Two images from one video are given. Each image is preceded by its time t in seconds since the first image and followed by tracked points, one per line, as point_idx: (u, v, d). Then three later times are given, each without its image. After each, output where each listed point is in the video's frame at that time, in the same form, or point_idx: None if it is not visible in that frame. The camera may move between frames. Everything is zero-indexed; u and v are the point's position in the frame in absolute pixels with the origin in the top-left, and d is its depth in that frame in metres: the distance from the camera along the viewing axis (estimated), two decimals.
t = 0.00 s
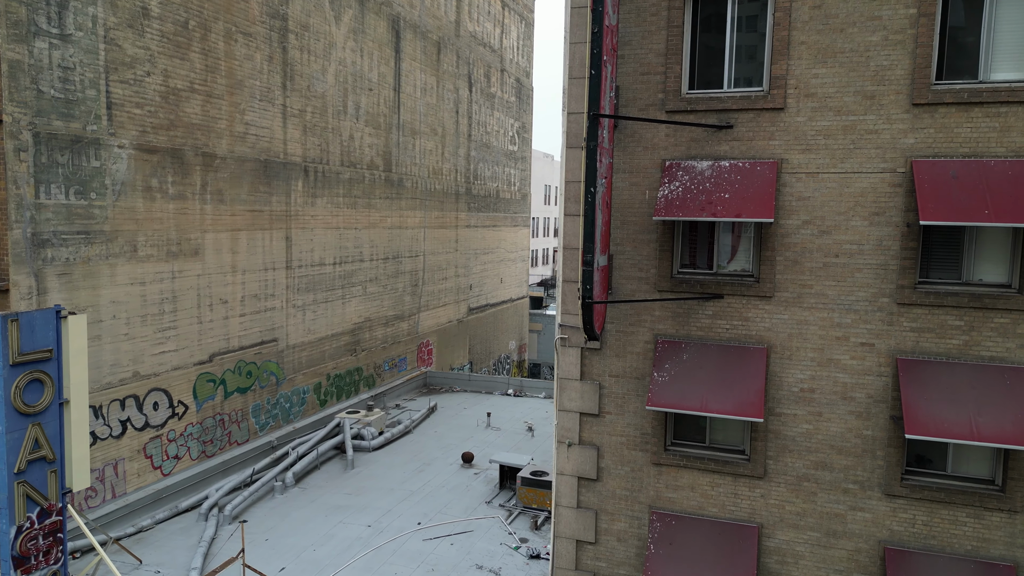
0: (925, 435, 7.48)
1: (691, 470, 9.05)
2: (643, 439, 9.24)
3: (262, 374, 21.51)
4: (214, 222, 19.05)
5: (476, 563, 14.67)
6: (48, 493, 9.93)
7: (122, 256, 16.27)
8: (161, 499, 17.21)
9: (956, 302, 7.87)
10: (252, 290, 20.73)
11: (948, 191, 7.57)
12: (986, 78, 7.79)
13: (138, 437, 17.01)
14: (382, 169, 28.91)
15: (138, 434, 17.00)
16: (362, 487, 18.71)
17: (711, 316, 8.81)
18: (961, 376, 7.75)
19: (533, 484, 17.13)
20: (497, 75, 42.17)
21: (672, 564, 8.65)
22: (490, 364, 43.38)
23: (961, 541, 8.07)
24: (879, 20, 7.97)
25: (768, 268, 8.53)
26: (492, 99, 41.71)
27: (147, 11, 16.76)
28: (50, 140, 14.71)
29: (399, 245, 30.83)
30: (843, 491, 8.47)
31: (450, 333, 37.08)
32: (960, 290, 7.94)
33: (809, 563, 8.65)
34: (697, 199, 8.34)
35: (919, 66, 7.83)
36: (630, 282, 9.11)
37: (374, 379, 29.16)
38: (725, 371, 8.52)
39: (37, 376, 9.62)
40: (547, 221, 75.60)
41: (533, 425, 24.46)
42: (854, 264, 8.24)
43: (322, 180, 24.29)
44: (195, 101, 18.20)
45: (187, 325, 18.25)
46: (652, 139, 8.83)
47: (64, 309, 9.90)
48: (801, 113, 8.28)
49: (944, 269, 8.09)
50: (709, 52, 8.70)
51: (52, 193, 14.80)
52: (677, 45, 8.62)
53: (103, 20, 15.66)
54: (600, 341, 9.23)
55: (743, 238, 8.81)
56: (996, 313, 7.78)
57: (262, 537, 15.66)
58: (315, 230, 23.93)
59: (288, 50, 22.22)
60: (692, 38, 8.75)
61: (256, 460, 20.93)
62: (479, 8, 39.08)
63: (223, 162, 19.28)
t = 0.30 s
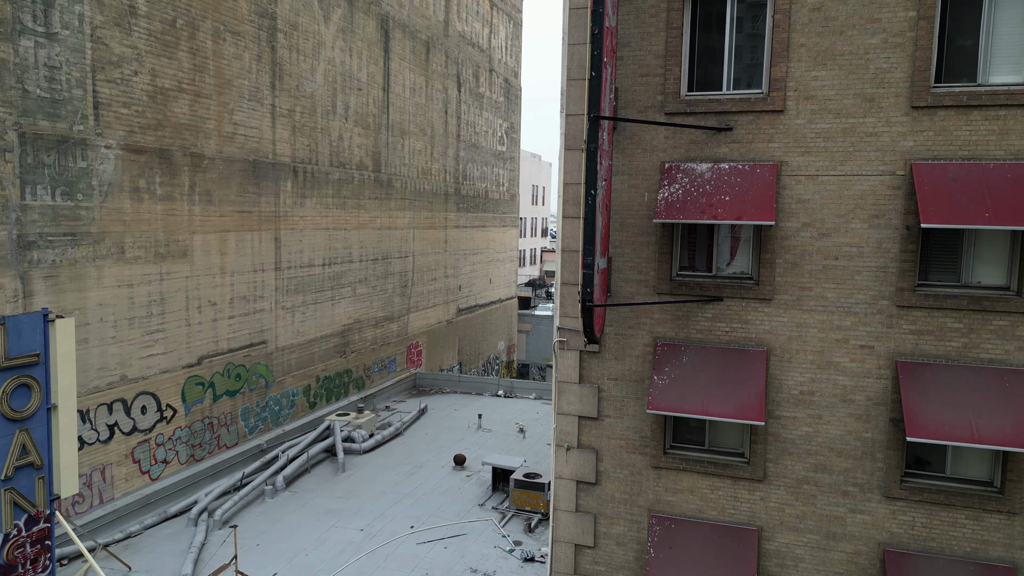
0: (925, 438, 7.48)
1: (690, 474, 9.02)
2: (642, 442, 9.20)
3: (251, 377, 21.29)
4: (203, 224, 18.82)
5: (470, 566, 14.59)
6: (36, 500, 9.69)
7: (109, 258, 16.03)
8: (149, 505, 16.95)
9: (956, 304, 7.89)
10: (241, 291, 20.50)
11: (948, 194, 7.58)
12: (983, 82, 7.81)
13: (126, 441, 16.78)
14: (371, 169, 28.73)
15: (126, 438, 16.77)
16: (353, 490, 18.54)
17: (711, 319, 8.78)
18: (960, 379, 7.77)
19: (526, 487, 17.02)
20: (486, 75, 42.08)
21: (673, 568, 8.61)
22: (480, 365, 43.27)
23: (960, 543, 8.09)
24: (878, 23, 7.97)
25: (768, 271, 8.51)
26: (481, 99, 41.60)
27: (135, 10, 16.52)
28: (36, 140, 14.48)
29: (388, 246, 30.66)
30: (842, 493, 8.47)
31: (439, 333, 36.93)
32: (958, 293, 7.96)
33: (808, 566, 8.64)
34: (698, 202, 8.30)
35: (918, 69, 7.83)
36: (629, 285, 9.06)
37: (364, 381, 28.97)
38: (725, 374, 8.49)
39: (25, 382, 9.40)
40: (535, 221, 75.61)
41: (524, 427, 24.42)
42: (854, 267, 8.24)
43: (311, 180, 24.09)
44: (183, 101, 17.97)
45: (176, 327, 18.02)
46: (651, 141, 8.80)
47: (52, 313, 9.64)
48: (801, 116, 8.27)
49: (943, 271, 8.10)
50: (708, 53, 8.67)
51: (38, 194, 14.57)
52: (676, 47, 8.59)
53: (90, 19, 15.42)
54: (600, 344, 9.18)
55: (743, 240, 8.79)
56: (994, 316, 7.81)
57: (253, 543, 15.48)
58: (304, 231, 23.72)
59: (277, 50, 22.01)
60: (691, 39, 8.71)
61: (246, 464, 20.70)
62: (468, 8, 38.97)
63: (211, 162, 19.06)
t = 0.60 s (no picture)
0: (928, 441, 7.48)
1: (691, 477, 8.99)
2: (643, 446, 9.15)
3: (241, 380, 21.07)
4: (192, 225, 18.59)
5: (466, 570, 14.50)
6: (24, 507, 9.41)
7: (97, 260, 15.78)
8: (139, 510, 16.69)
9: (957, 307, 7.90)
10: (230, 293, 20.27)
11: (949, 197, 7.59)
12: (984, 85, 7.83)
13: (114, 446, 16.53)
14: (361, 170, 28.54)
15: (114, 443, 16.52)
16: (345, 494, 18.37)
17: (711, 322, 8.75)
18: (961, 381, 7.78)
19: (520, 489, 17.04)
20: (475, 76, 41.96)
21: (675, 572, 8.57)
22: (469, 366, 43.15)
23: (961, 545, 8.10)
24: (879, 25, 7.96)
25: (769, 273, 8.49)
26: (470, 99, 41.47)
27: (123, 8, 16.28)
28: (23, 140, 14.22)
29: (378, 247, 30.48)
30: (844, 497, 8.47)
31: (429, 335, 36.77)
32: (959, 296, 7.97)
33: (809, 569, 8.63)
34: (699, 205, 8.26)
35: (919, 72, 7.83)
36: (629, 288, 9.02)
37: (354, 383, 28.78)
38: (727, 377, 8.45)
39: (13, 387, 9.14)
40: (522, 221, 75.59)
41: (516, 429, 24.34)
42: (855, 269, 8.23)
43: (301, 181, 23.88)
44: (172, 100, 17.73)
45: (165, 330, 17.79)
46: (651, 143, 8.75)
47: (40, 317, 9.40)
48: (802, 119, 8.25)
49: (944, 274, 8.12)
50: (708, 55, 8.63)
51: (25, 195, 14.32)
52: (676, 48, 8.54)
53: (77, 17, 15.18)
54: (600, 348, 9.12)
55: (743, 243, 8.77)
56: (995, 318, 7.83)
57: (245, 548, 15.30)
58: (294, 232, 23.51)
59: (266, 49, 21.78)
60: (691, 41, 8.67)
61: (235, 468, 20.46)
62: (457, 8, 38.83)
63: (201, 163, 18.83)
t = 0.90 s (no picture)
0: (933, 444, 7.48)
1: (694, 481, 8.94)
2: (645, 449, 9.10)
3: (232, 383, 20.85)
4: (182, 226, 18.35)
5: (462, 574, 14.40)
6: (14, 514, 9.25)
7: (86, 263, 15.53)
8: (129, 515, 16.45)
9: (959, 310, 7.91)
10: (221, 295, 20.04)
11: (953, 200, 7.59)
12: (986, 88, 7.84)
13: (104, 451, 16.29)
14: (351, 170, 28.34)
15: (104, 447, 16.28)
16: (338, 498, 18.21)
17: (714, 325, 8.71)
18: (964, 384, 7.79)
19: (515, 492, 17.00)
20: (465, 76, 41.82)
21: None
22: (460, 367, 43.02)
23: (964, 548, 8.11)
24: (882, 28, 7.94)
25: (772, 276, 8.46)
26: (461, 99, 41.33)
27: (112, 7, 16.04)
28: (10, 140, 13.97)
29: (369, 247, 30.29)
30: (846, 500, 8.46)
31: (419, 336, 36.61)
32: (962, 298, 7.98)
33: (812, 573, 8.61)
34: (703, 207, 8.22)
35: (922, 75, 7.83)
36: (631, 291, 8.96)
37: (345, 385, 28.58)
38: (730, 380, 8.41)
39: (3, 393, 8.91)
40: (511, 221, 75.57)
41: (509, 430, 24.27)
42: (858, 272, 8.22)
43: (291, 182, 23.67)
44: (162, 100, 17.50)
45: (155, 333, 17.55)
46: (653, 145, 8.71)
47: (30, 320, 9.13)
48: (805, 121, 8.23)
49: (946, 277, 8.12)
50: (711, 56, 8.59)
51: (13, 196, 14.08)
52: (679, 50, 8.49)
53: (66, 15, 14.94)
54: (602, 351, 9.07)
55: (745, 245, 8.74)
56: (998, 321, 7.84)
57: (239, 553, 15.12)
58: (284, 233, 23.29)
59: (256, 49, 21.56)
60: (693, 42, 8.63)
61: (226, 472, 20.23)
62: (447, 7, 38.69)
63: (191, 163, 18.60)
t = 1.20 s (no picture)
0: (939, 447, 7.47)
1: (697, 485, 8.90)
2: (648, 453, 9.05)
3: (223, 386, 20.62)
4: (172, 228, 18.12)
5: None
6: (3, 522, 9.04)
7: (76, 265, 15.29)
8: (120, 521, 16.22)
9: (964, 313, 7.90)
10: (212, 297, 19.81)
11: (958, 204, 7.58)
12: (989, 91, 7.85)
13: (94, 456, 16.05)
14: (342, 171, 28.14)
15: (94, 452, 16.04)
16: (332, 501, 18.04)
17: (718, 328, 8.67)
18: (969, 387, 7.79)
19: (511, 494, 16.91)
20: (456, 76, 41.67)
21: None
22: (451, 368, 42.89)
23: (967, 551, 8.11)
24: (886, 31, 7.93)
25: (776, 279, 8.43)
26: (451, 99, 41.17)
27: (102, 5, 15.80)
28: None
29: (360, 248, 30.10)
30: (851, 503, 8.44)
31: (411, 337, 36.44)
32: (965, 301, 7.98)
33: None
34: (707, 210, 8.18)
35: (926, 77, 7.82)
36: (634, 294, 8.91)
37: (336, 387, 28.38)
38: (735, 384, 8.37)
39: None
40: (501, 221, 75.48)
41: (503, 432, 24.19)
42: (862, 275, 8.20)
43: (283, 182, 23.45)
44: (152, 100, 17.26)
45: (145, 336, 17.31)
46: (657, 148, 8.65)
47: (21, 324, 8.94)
48: (809, 123, 8.20)
49: (949, 280, 8.13)
50: (714, 58, 8.55)
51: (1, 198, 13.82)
52: (683, 52, 8.44)
53: (55, 14, 14.69)
54: (604, 355, 9.00)
55: (749, 248, 8.71)
56: (1001, 324, 7.85)
57: (232, 559, 14.95)
58: (275, 234, 23.08)
59: (247, 48, 21.33)
60: (696, 44, 8.59)
61: (218, 476, 20.00)
62: (438, 7, 38.53)
63: (181, 163, 18.36)
